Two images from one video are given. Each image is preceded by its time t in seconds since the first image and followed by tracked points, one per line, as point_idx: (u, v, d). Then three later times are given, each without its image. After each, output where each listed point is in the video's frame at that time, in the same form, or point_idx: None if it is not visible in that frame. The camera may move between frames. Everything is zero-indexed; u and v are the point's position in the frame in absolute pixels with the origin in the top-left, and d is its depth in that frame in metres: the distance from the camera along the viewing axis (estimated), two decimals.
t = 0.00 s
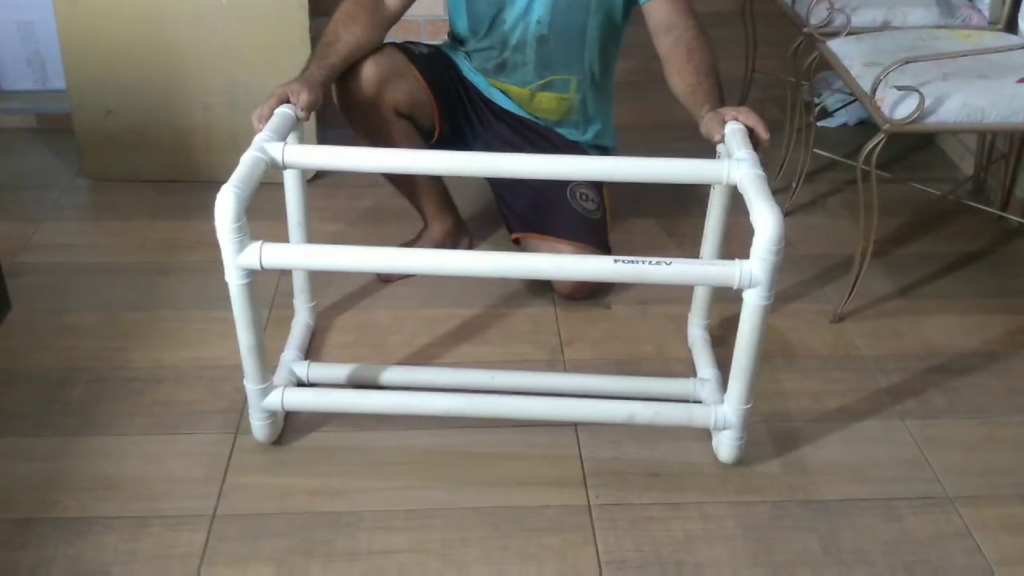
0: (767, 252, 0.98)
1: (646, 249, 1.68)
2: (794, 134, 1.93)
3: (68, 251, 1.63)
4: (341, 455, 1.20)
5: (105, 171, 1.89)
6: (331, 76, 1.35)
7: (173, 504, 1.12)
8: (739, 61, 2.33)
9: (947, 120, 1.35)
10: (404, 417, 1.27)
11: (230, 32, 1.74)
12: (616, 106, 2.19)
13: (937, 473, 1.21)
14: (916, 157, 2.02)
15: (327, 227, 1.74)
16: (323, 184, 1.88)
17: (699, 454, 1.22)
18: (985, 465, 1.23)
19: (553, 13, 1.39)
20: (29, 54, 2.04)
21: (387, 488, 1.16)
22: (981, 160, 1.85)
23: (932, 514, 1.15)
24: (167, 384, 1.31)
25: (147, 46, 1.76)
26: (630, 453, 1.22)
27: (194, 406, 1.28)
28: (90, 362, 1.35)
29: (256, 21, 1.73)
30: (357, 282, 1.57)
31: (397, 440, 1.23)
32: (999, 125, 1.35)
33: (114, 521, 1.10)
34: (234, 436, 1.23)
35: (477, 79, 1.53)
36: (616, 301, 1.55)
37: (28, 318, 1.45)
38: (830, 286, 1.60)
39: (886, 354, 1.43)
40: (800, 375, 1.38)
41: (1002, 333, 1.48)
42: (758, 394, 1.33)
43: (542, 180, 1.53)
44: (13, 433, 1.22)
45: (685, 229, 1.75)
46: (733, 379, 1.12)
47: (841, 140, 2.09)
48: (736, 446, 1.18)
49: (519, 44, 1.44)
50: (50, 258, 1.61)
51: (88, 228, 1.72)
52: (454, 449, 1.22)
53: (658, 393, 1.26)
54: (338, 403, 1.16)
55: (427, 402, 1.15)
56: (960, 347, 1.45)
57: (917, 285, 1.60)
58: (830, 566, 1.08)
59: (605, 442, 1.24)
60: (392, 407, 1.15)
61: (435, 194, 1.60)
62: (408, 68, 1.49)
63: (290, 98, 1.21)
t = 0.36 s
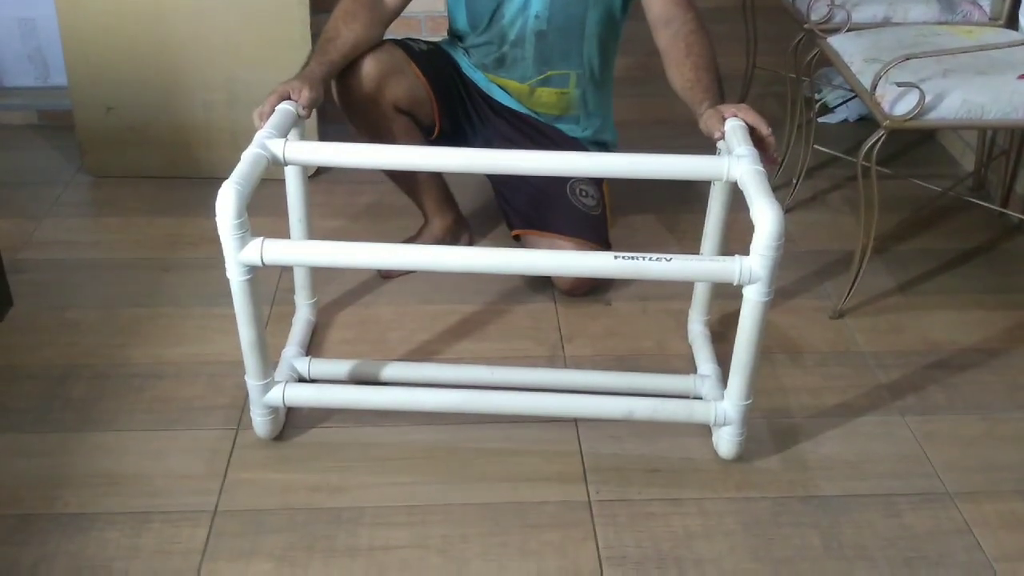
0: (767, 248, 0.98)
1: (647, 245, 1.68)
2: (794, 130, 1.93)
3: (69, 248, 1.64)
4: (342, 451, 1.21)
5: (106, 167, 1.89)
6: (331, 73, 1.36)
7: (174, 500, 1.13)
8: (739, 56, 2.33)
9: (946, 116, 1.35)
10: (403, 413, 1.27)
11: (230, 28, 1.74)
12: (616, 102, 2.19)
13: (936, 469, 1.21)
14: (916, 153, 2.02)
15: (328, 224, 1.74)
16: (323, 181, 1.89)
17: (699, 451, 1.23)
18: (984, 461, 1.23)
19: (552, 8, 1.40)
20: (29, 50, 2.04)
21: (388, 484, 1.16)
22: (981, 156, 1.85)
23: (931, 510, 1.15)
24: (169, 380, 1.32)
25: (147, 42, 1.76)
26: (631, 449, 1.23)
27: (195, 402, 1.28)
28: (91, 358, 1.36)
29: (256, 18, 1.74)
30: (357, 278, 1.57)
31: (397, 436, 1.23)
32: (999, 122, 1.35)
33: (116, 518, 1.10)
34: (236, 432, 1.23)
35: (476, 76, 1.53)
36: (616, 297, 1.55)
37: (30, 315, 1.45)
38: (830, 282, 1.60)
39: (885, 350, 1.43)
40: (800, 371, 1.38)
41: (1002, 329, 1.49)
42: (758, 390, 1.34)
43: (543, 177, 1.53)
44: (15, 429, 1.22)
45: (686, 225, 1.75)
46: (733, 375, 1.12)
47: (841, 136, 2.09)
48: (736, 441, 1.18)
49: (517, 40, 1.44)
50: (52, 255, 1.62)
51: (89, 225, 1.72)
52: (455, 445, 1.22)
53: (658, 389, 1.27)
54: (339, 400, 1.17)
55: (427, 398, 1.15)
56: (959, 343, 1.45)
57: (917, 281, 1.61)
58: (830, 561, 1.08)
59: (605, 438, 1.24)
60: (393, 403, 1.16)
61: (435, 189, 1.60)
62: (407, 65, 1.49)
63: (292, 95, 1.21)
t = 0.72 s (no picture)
0: (764, 246, 0.98)
1: (645, 243, 1.68)
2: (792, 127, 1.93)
3: (68, 247, 1.64)
4: (341, 450, 1.21)
5: (105, 167, 1.89)
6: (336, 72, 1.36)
7: (175, 498, 1.13)
8: (737, 54, 2.34)
9: (943, 113, 1.35)
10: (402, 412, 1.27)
11: (229, 28, 1.75)
12: (614, 100, 2.20)
13: (934, 465, 1.22)
14: (913, 150, 2.03)
15: (327, 222, 1.74)
16: (321, 180, 1.89)
17: (698, 448, 1.23)
18: (982, 457, 1.23)
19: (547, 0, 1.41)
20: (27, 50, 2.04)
21: (387, 482, 1.16)
22: (979, 153, 1.85)
23: (929, 506, 1.16)
24: (168, 379, 1.32)
25: (146, 43, 1.76)
26: (630, 446, 1.23)
27: (195, 401, 1.28)
28: (91, 358, 1.36)
29: (254, 18, 1.74)
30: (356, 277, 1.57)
31: (396, 434, 1.24)
32: (996, 119, 1.35)
33: (116, 516, 1.10)
34: (236, 430, 1.23)
35: (472, 73, 1.53)
36: (615, 294, 1.56)
37: (29, 315, 1.45)
38: (828, 279, 1.60)
39: (883, 346, 1.43)
40: (798, 368, 1.38)
41: (999, 325, 1.49)
42: (756, 387, 1.34)
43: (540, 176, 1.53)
44: (15, 428, 1.23)
45: (684, 223, 1.75)
46: (731, 372, 1.13)
47: (838, 134, 2.09)
48: (735, 438, 1.18)
49: (512, 34, 1.45)
50: (51, 254, 1.62)
51: (88, 224, 1.72)
52: (455, 444, 1.22)
53: (656, 387, 1.27)
54: (339, 399, 1.17)
55: (426, 397, 1.15)
56: (957, 339, 1.46)
57: (915, 277, 1.61)
58: (828, 557, 1.08)
59: (605, 436, 1.24)
60: (392, 401, 1.16)
61: (434, 188, 1.60)
62: (404, 63, 1.49)
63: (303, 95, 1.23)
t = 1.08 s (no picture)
0: (766, 247, 0.99)
1: (647, 241, 1.69)
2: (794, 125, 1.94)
3: (72, 246, 1.65)
4: (345, 446, 1.22)
5: (109, 166, 1.90)
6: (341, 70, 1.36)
7: (180, 494, 1.14)
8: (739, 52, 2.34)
9: (944, 110, 1.36)
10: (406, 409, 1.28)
11: (232, 27, 1.75)
12: (616, 98, 2.20)
13: (935, 461, 1.22)
14: (914, 147, 2.03)
15: (330, 221, 1.74)
16: (324, 178, 1.89)
17: (700, 445, 1.24)
18: (983, 453, 1.24)
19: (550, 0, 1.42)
20: (30, 50, 2.05)
21: (391, 478, 1.17)
22: (980, 150, 1.86)
23: (930, 501, 1.16)
24: (173, 376, 1.33)
25: (150, 42, 1.76)
26: (632, 443, 1.24)
27: (200, 398, 1.29)
28: (97, 355, 1.37)
29: (257, 18, 1.74)
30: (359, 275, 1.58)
31: (399, 431, 1.24)
32: (996, 115, 1.36)
33: (122, 512, 1.11)
34: (241, 427, 1.24)
35: (475, 72, 1.54)
36: (617, 292, 1.56)
37: (35, 313, 1.46)
38: (830, 277, 1.61)
39: (885, 344, 1.44)
40: (799, 365, 1.39)
41: (1000, 322, 1.49)
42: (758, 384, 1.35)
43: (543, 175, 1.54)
44: (21, 425, 1.23)
45: (686, 220, 1.75)
46: (733, 370, 1.13)
47: (839, 132, 2.10)
48: (736, 435, 1.19)
49: (516, 33, 1.46)
50: (56, 252, 1.62)
51: (92, 222, 1.73)
52: (458, 440, 1.23)
53: (659, 384, 1.27)
54: (343, 396, 1.18)
55: (429, 395, 1.16)
56: (958, 336, 1.46)
57: (916, 275, 1.61)
58: (830, 553, 1.09)
59: (607, 432, 1.25)
60: (395, 398, 1.17)
61: (437, 187, 1.61)
62: (407, 61, 1.49)
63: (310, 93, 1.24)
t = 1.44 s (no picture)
0: (770, 242, 0.99)
1: (650, 240, 1.69)
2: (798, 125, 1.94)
3: (78, 244, 1.65)
4: (350, 444, 1.22)
5: (114, 164, 1.90)
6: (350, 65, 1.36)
7: (186, 491, 1.14)
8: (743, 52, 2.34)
9: (948, 110, 1.36)
10: (410, 408, 1.28)
11: (237, 26, 1.76)
12: (620, 97, 2.20)
13: (937, 460, 1.22)
14: (918, 147, 2.03)
15: (334, 219, 1.75)
16: (329, 177, 1.90)
17: (704, 443, 1.24)
18: (987, 452, 1.24)
19: (555, 3, 1.42)
20: (36, 49, 2.05)
21: (396, 475, 1.18)
22: (984, 150, 1.86)
23: (933, 500, 1.16)
24: (178, 374, 1.33)
25: (155, 41, 1.77)
26: (635, 441, 1.24)
27: (205, 396, 1.29)
28: (102, 352, 1.37)
29: (262, 16, 1.75)
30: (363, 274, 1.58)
31: (403, 429, 1.25)
32: (1000, 115, 1.36)
33: (128, 509, 1.12)
34: (246, 425, 1.25)
35: (480, 74, 1.54)
36: (621, 290, 1.56)
37: (41, 311, 1.46)
38: (833, 276, 1.61)
39: (888, 343, 1.44)
40: (802, 364, 1.39)
41: (1003, 321, 1.50)
42: (761, 382, 1.35)
43: (547, 174, 1.54)
44: (28, 422, 1.24)
45: (689, 220, 1.76)
46: (737, 367, 1.13)
47: (843, 131, 2.10)
48: (740, 432, 1.19)
49: (521, 37, 1.46)
50: (61, 250, 1.63)
51: (97, 221, 1.73)
52: (462, 438, 1.24)
53: (662, 382, 1.28)
54: (348, 394, 1.18)
55: (434, 393, 1.17)
56: (961, 335, 1.46)
57: (920, 274, 1.62)
58: (833, 551, 1.09)
59: (611, 430, 1.26)
60: (399, 396, 1.17)
61: (441, 185, 1.61)
62: (411, 61, 1.50)
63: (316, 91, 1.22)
